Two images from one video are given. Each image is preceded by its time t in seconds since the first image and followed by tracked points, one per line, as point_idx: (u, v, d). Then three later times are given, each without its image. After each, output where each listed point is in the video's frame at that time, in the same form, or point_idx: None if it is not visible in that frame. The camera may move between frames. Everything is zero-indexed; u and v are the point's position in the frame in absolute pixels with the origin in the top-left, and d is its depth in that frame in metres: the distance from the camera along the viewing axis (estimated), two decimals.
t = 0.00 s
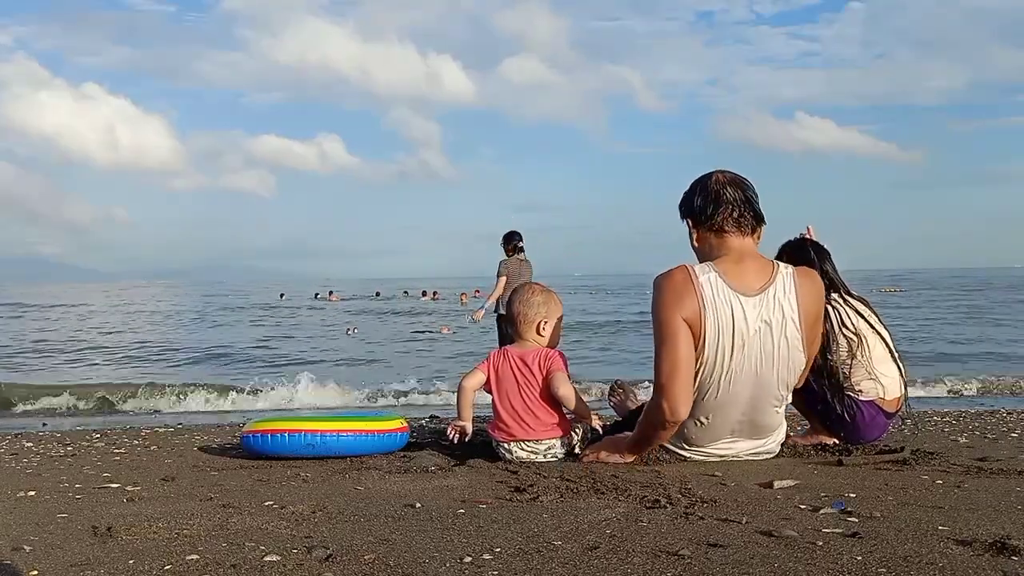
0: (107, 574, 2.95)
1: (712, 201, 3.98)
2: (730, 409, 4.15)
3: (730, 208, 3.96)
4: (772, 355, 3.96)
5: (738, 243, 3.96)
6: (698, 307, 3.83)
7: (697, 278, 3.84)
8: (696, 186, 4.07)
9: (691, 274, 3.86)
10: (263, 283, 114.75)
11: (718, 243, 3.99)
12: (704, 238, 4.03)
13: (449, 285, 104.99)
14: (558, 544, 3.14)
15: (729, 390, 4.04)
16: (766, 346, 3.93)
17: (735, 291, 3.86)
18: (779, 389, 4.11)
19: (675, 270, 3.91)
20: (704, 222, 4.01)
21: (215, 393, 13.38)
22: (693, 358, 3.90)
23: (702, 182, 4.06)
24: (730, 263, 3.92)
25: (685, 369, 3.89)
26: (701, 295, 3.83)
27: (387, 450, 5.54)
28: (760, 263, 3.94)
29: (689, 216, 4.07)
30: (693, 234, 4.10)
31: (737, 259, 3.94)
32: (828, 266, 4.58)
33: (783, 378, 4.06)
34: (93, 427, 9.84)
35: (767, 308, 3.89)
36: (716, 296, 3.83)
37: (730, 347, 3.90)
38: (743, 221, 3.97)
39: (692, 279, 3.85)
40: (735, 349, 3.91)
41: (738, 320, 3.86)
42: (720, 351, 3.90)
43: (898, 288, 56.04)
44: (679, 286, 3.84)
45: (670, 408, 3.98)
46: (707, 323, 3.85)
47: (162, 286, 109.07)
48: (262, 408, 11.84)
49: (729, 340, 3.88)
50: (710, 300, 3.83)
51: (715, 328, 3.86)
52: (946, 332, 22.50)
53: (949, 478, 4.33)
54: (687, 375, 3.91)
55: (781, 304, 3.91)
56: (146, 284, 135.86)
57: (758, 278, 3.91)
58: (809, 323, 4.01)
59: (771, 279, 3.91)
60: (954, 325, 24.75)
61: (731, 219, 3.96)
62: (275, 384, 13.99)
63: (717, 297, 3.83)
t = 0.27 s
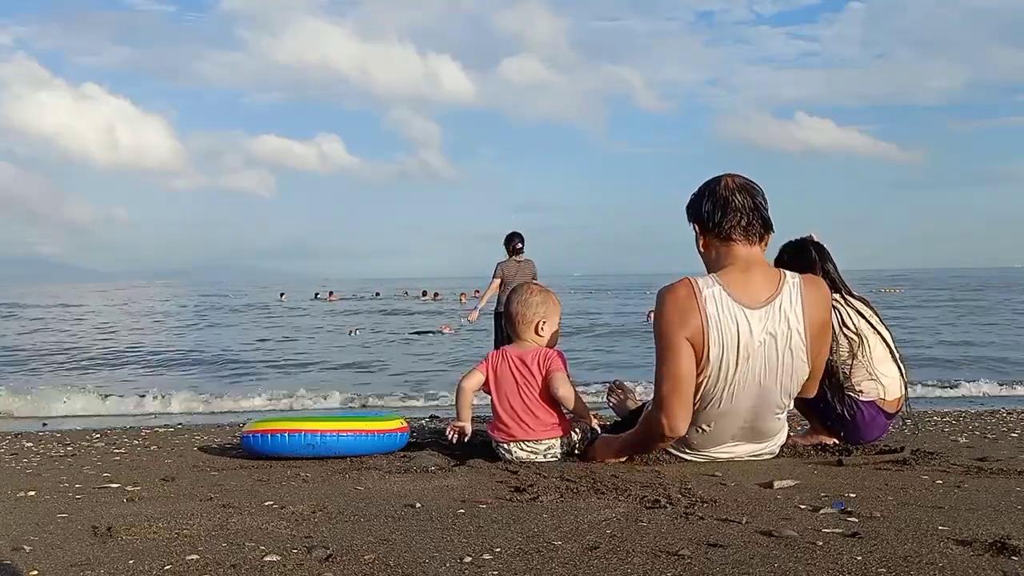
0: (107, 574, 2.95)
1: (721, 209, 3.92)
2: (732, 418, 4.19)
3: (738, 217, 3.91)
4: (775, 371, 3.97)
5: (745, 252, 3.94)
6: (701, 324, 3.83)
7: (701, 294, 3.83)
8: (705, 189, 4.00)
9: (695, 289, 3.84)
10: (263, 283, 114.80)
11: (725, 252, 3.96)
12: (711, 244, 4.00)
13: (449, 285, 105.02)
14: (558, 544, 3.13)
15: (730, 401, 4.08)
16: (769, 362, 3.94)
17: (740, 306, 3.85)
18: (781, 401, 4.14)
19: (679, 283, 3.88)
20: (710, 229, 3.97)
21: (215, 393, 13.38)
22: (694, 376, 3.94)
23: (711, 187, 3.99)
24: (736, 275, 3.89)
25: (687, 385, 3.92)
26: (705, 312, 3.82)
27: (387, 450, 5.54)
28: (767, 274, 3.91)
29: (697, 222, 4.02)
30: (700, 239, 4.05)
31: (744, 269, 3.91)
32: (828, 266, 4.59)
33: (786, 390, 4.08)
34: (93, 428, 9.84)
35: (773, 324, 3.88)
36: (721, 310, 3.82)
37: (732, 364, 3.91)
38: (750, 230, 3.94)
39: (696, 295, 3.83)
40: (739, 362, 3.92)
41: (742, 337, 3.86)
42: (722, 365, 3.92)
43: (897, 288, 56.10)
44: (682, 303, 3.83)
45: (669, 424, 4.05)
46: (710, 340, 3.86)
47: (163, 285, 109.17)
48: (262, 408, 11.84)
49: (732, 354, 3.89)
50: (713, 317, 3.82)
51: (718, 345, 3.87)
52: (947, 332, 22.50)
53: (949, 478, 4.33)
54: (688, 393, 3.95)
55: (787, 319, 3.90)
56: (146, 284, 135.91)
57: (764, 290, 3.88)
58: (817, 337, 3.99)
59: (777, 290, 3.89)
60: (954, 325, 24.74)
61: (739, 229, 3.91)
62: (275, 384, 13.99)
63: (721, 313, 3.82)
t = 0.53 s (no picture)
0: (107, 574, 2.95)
1: (715, 216, 3.86)
2: (735, 421, 4.21)
3: (731, 225, 3.84)
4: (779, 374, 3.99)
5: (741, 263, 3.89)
6: (706, 328, 3.85)
7: (703, 298, 3.86)
8: (699, 194, 3.94)
9: (697, 295, 3.87)
10: (263, 283, 114.88)
11: (720, 261, 3.91)
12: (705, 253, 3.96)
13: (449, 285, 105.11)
14: (558, 544, 3.13)
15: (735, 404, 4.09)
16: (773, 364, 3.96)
17: (740, 313, 3.88)
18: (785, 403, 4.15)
19: (681, 290, 3.91)
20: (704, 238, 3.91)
21: (215, 393, 13.38)
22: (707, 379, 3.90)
23: (705, 192, 3.92)
24: (733, 285, 3.89)
25: (701, 390, 3.89)
26: (708, 316, 3.84)
27: (387, 450, 5.54)
28: (764, 283, 3.90)
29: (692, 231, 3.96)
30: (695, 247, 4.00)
31: (739, 280, 3.89)
32: (829, 266, 4.59)
33: (789, 395, 4.11)
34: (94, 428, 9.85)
35: (775, 327, 3.91)
36: (724, 314, 3.85)
37: (737, 367, 3.94)
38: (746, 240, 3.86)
39: (698, 300, 3.86)
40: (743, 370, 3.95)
41: (745, 340, 3.89)
42: (728, 370, 3.94)
43: (896, 288, 56.29)
44: (686, 307, 3.85)
45: (688, 428, 3.96)
46: (715, 344, 3.87)
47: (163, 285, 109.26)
48: (262, 408, 11.84)
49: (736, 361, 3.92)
50: (718, 319, 3.84)
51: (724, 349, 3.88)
52: (946, 333, 22.53)
53: (949, 478, 4.33)
54: (702, 396, 3.91)
55: (788, 321, 3.92)
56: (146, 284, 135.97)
57: (763, 297, 3.89)
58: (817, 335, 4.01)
59: (776, 295, 3.90)
60: (954, 326, 24.77)
61: (734, 238, 3.84)
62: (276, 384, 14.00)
63: (726, 316, 3.85)
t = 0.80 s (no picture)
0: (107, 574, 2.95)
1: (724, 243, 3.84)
2: (737, 443, 4.34)
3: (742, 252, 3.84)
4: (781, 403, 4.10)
5: (749, 292, 3.90)
6: (710, 365, 3.93)
7: (708, 336, 3.92)
8: (708, 215, 3.89)
9: (702, 331, 3.93)
10: (263, 283, 114.89)
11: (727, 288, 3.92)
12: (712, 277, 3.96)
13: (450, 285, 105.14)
14: (558, 544, 3.14)
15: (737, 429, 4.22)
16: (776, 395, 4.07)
17: (746, 350, 3.93)
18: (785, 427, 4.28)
19: (686, 324, 3.95)
20: (713, 262, 3.91)
21: (215, 392, 13.37)
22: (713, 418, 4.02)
23: (715, 215, 3.87)
24: (739, 315, 3.91)
25: (706, 429, 4.01)
26: (713, 352, 3.91)
27: (387, 450, 5.54)
28: (772, 314, 3.93)
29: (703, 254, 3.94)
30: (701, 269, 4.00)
31: (746, 310, 3.90)
32: (828, 267, 4.61)
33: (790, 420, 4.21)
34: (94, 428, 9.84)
35: (777, 363, 3.98)
36: (728, 354, 3.92)
37: (740, 399, 4.05)
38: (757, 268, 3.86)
39: (703, 337, 3.92)
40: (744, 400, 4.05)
41: (748, 374, 3.98)
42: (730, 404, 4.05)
43: (897, 288, 56.33)
44: (691, 346, 3.92)
45: (697, 468, 4.11)
46: (719, 379, 3.96)
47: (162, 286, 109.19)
48: (262, 408, 11.83)
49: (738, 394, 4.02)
50: (722, 358, 3.92)
51: (727, 384, 3.99)
52: (946, 333, 22.53)
53: (949, 478, 4.34)
54: (710, 435, 4.03)
55: (793, 357, 3.98)
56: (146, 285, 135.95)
57: (769, 331, 3.94)
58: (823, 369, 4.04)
59: (781, 330, 3.94)
60: (953, 326, 24.77)
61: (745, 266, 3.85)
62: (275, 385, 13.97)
63: (729, 355, 3.92)
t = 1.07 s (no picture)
0: (107, 574, 2.95)
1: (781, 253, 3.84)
2: (740, 447, 4.37)
3: (796, 268, 3.85)
4: (788, 416, 4.11)
5: (791, 309, 3.88)
6: (728, 369, 3.91)
7: (734, 342, 3.89)
8: (767, 221, 3.88)
9: (728, 333, 3.90)
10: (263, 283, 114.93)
11: (771, 299, 3.91)
12: (757, 284, 3.95)
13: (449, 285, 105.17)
14: (558, 544, 3.14)
15: (740, 436, 4.23)
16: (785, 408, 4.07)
17: (768, 363, 3.92)
18: (789, 439, 4.28)
19: (714, 323, 3.93)
20: (764, 270, 3.90)
21: (215, 392, 13.37)
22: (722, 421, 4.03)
23: (777, 223, 3.86)
24: (774, 328, 3.89)
25: (712, 431, 4.02)
26: (733, 357, 3.90)
27: (387, 450, 5.54)
28: (805, 332, 3.91)
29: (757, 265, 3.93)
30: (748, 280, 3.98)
31: (784, 325, 3.88)
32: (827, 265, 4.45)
33: (798, 433, 4.23)
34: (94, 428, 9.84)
35: (796, 380, 3.97)
36: (750, 363, 3.91)
37: (752, 408, 4.06)
38: (807, 287, 3.88)
39: (728, 340, 3.90)
40: (756, 410, 4.07)
41: (762, 384, 3.97)
42: (740, 410, 4.06)
43: (897, 288, 56.38)
44: (713, 347, 3.89)
45: (694, 467, 4.12)
46: (734, 384, 3.96)
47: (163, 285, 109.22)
48: (262, 408, 11.84)
49: (751, 403, 4.03)
50: (744, 365, 3.91)
51: (740, 391, 3.98)
52: (946, 333, 22.57)
53: (949, 478, 4.33)
54: (715, 437, 4.05)
55: (813, 378, 3.97)
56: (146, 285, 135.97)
57: (797, 349, 3.92)
58: (839, 390, 4.02)
59: (808, 349, 3.92)
60: (953, 326, 24.80)
61: (796, 282, 3.86)
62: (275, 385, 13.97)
63: (750, 363, 3.91)
